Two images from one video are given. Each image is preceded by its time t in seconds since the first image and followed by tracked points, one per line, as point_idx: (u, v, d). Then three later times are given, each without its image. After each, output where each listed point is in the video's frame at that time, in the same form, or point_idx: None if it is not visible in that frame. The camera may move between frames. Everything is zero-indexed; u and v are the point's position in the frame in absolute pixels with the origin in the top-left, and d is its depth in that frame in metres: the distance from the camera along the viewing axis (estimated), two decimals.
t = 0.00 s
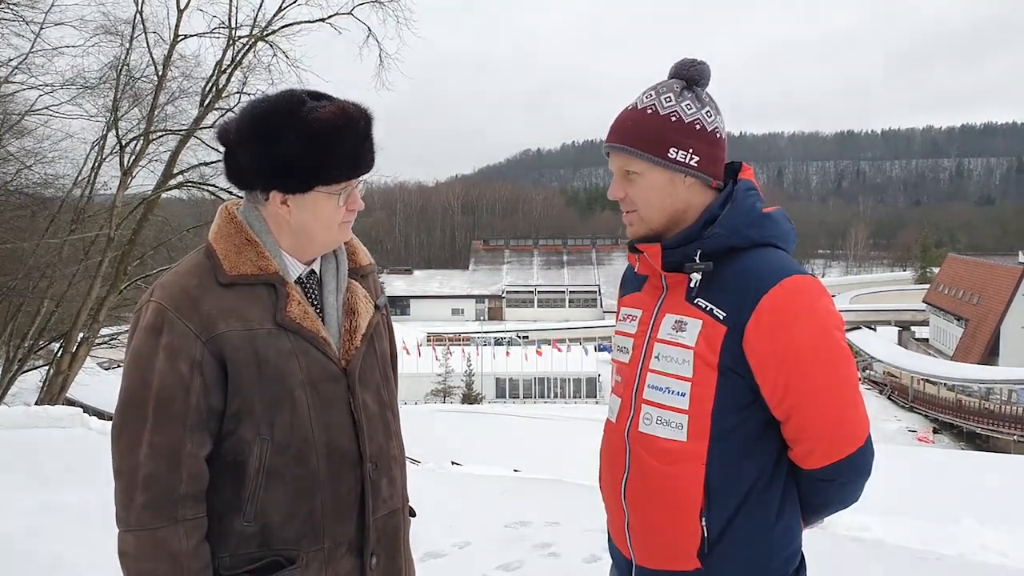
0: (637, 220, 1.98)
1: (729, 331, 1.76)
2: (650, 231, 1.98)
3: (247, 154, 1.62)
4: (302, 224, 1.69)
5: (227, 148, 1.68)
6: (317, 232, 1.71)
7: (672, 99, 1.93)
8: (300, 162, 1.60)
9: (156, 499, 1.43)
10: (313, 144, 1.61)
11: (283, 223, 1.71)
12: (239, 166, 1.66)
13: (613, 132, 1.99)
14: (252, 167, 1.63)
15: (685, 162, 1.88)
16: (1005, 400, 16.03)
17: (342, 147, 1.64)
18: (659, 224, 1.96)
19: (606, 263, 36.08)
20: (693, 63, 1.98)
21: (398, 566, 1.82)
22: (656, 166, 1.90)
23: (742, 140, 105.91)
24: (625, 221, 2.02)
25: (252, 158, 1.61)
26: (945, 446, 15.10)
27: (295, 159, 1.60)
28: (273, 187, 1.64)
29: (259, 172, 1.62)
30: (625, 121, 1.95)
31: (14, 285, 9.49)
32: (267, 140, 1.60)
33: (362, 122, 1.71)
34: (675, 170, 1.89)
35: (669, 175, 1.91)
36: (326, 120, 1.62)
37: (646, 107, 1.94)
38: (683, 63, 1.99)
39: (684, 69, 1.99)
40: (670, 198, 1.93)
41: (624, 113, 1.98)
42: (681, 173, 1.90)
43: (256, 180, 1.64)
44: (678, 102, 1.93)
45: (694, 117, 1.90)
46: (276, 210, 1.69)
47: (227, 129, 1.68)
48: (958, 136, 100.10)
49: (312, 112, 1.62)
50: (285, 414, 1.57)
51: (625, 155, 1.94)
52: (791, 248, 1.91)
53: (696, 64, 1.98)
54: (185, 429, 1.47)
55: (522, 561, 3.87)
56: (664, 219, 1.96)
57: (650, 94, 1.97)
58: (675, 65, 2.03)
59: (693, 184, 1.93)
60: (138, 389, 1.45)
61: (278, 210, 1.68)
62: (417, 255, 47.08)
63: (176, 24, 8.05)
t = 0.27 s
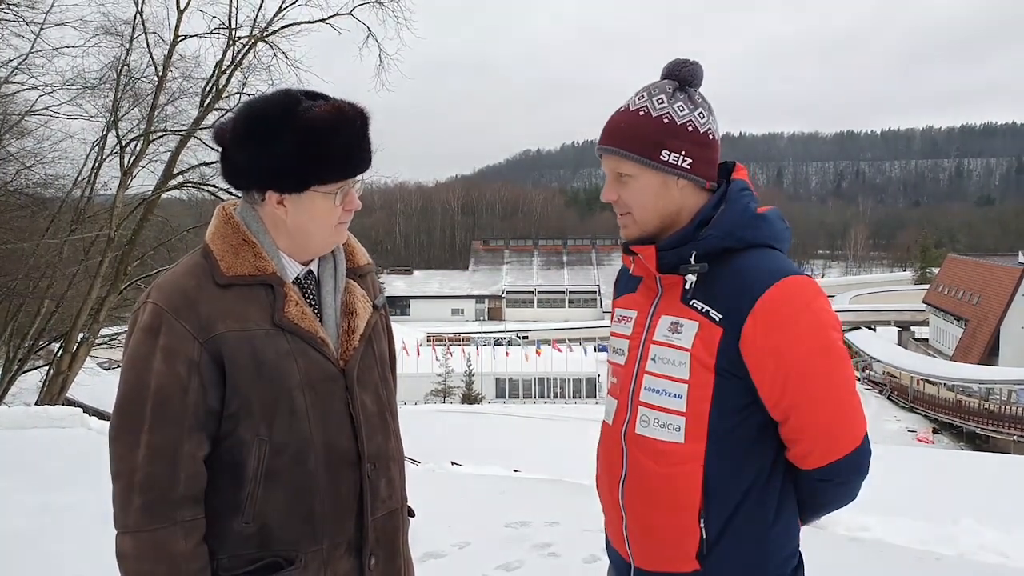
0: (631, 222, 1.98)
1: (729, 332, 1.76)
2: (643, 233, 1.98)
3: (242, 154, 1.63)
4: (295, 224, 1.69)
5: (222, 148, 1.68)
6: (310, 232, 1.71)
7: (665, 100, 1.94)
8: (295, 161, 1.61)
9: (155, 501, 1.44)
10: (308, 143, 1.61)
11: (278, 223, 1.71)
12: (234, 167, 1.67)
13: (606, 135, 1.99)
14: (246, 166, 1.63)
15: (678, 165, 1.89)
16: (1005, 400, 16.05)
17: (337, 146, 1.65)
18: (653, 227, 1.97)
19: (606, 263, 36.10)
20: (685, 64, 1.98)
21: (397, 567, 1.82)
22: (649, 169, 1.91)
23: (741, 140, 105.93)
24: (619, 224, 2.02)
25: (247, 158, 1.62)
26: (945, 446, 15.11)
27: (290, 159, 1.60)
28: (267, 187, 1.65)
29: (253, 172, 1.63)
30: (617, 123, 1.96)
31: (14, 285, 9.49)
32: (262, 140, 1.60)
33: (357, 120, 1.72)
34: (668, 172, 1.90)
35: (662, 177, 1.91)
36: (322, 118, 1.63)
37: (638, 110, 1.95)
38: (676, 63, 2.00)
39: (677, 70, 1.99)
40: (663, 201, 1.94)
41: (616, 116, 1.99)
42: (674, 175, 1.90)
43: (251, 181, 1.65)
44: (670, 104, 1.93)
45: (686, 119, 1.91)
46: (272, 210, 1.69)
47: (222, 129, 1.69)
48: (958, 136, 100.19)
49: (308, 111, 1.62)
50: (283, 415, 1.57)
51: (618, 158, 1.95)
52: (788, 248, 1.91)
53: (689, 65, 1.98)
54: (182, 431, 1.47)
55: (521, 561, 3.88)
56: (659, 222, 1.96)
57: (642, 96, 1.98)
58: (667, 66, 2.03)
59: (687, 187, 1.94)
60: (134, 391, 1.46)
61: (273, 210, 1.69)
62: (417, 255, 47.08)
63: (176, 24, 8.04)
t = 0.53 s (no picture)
0: (628, 222, 1.98)
1: (726, 332, 1.76)
2: (640, 234, 1.98)
3: (236, 154, 1.63)
4: (290, 225, 1.69)
5: (215, 148, 1.68)
6: (304, 233, 1.71)
7: (663, 100, 1.93)
8: (290, 161, 1.61)
9: (151, 504, 1.44)
10: (303, 143, 1.62)
11: (272, 223, 1.71)
12: (227, 167, 1.67)
13: (604, 135, 1.99)
14: (240, 166, 1.63)
15: (677, 165, 1.89)
16: (1005, 400, 16.05)
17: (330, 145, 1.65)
18: (651, 228, 1.96)
19: (606, 263, 36.09)
20: (682, 64, 1.98)
21: (395, 567, 1.82)
22: (648, 169, 1.90)
23: (741, 141, 105.91)
24: (616, 225, 2.02)
25: (241, 157, 1.62)
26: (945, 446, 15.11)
27: (284, 159, 1.60)
28: (261, 187, 1.65)
29: (247, 172, 1.63)
30: (616, 124, 1.96)
31: (14, 285, 9.50)
32: (257, 140, 1.60)
33: (351, 119, 1.72)
34: (666, 172, 1.90)
35: (661, 178, 1.91)
36: (314, 117, 1.63)
37: (637, 109, 1.94)
38: (674, 63, 2.00)
39: (674, 70, 1.99)
40: (661, 202, 1.93)
41: (614, 116, 1.98)
42: (673, 176, 1.90)
43: (245, 181, 1.65)
44: (669, 104, 1.93)
45: (686, 119, 1.91)
46: (266, 211, 1.69)
47: (216, 128, 1.68)
48: (958, 136, 100.25)
49: (301, 110, 1.62)
50: (279, 417, 1.58)
51: (616, 159, 1.94)
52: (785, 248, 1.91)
53: (687, 65, 1.98)
54: (177, 434, 1.47)
55: (521, 562, 3.88)
56: (657, 222, 1.96)
57: (640, 96, 1.97)
58: (665, 66, 2.03)
59: (685, 187, 1.94)
60: (129, 394, 1.46)
61: (267, 210, 1.69)
62: (417, 255, 47.09)
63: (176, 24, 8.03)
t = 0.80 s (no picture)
0: (630, 223, 1.97)
1: (726, 333, 1.76)
2: (643, 234, 1.97)
3: (229, 153, 1.63)
4: (291, 225, 1.70)
5: (209, 147, 1.68)
6: (303, 234, 1.72)
7: (665, 99, 1.93)
8: (288, 161, 1.61)
9: (146, 508, 1.44)
10: (300, 143, 1.62)
11: (267, 224, 1.71)
12: (221, 166, 1.67)
13: (605, 135, 1.98)
14: (234, 166, 1.63)
15: (681, 165, 1.89)
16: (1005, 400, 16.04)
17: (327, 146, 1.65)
18: (654, 228, 1.96)
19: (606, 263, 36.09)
20: (683, 63, 1.98)
21: (393, 568, 1.83)
22: (652, 169, 1.90)
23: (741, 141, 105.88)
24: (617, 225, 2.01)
25: (234, 157, 1.61)
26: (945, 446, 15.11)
27: (281, 158, 1.60)
28: (255, 187, 1.65)
29: (242, 171, 1.62)
30: (618, 123, 1.95)
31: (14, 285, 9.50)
32: (252, 139, 1.60)
33: (347, 118, 1.72)
34: (669, 172, 1.90)
35: (664, 178, 1.91)
36: (310, 116, 1.63)
37: (639, 108, 1.93)
38: (674, 63, 2.00)
39: (676, 69, 2.00)
40: (663, 202, 1.93)
41: (615, 114, 1.97)
42: (677, 175, 1.90)
43: (240, 181, 1.65)
44: (672, 104, 1.93)
45: (688, 119, 1.91)
46: (260, 211, 1.69)
47: (210, 128, 1.68)
48: (958, 136, 100.29)
49: (296, 109, 1.63)
50: (274, 419, 1.58)
51: (619, 158, 1.93)
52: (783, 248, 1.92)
53: (687, 65, 1.99)
54: (172, 437, 1.47)
55: (521, 562, 3.87)
56: (660, 223, 1.95)
57: (642, 95, 1.97)
58: (665, 66, 2.03)
59: (688, 186, 1.94)
60: (124, 397, 1.46)
61: (261, 210, 1.69)
62: (417, 256, 47.11)
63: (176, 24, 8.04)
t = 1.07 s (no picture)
0: (641, 223, 1.95)
1: (735, 334, 1.76)
2: (655, 235, 1.96)
3: (225, 153, 1.62)
4: (294, 226, 1.70)
5: (204, 148, 1.67)
6: (302, 235, 1.72)
7: (675, 99, 1.92)
8: (286, 162, 1.61)
9: (142, 513, 1.44)
10: (297, 144, 1.62)
11: (264, 225, 1.71)
12: (216, 166, 1.66)
13: (613, 134, 1.96)
14: (231, 166, 1.62)
15: (694, 164, 1.88)
16: (1006, 401, 16.03)
17: (324, 145, 1.65)
18: (666, 227, 1.94)
19: (606, 263, 36.08)
20: (689, 63, 1.98)
21: (392, 570, 1.83)
22: (665, 168, 1.88)
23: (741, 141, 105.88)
24: (627, 225, 1.99)
25: (231, 157, 1.61)
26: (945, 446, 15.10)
27: (278, 158, 1.60)
28: (251, 188, 1.65)
29: (238, 172, 1.62)
30: (626, 122, 1.93)
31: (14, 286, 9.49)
32: (249, 139, 1.60)
33: (342, 118, 1.72)
34: (682, 171, 1.89)
35: (676, 177, 1.90)
36: (305, 116, 1.63)
37: (649, 107, 1.92)
38: (679, 63, 2.00)
39: (681, 68, 1.99)
40: (675, 201, 1.92)
41: (624, 113, 1.96)
42: (689, 174, 1.90)
43: (236, 182, 1.65)
44: (681, 103, 1.92)
45: (698, 118, 1.91)
46: (256, 212, 1.69)
47: (204, 128, 1.68)
48: (958, 136, 100.33)
49: (290, 108, 1.62)
50: (270, 422, 1.57)
51: (630, 157, 1.91)
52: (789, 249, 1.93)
53: (692, 65, 1.98)
54: (168, 441, 1.47)
55: (521, 562, 3.88)
56: (672, 222, 1.94)
57: (651, 94, 1.95)
58: (670, 64, 2.03)
59: (698, 185, 1.94)
60: (119, 402, 1.46)
61: (257, 211, 1.69)
62: (417, 256, 47.09)
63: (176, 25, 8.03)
